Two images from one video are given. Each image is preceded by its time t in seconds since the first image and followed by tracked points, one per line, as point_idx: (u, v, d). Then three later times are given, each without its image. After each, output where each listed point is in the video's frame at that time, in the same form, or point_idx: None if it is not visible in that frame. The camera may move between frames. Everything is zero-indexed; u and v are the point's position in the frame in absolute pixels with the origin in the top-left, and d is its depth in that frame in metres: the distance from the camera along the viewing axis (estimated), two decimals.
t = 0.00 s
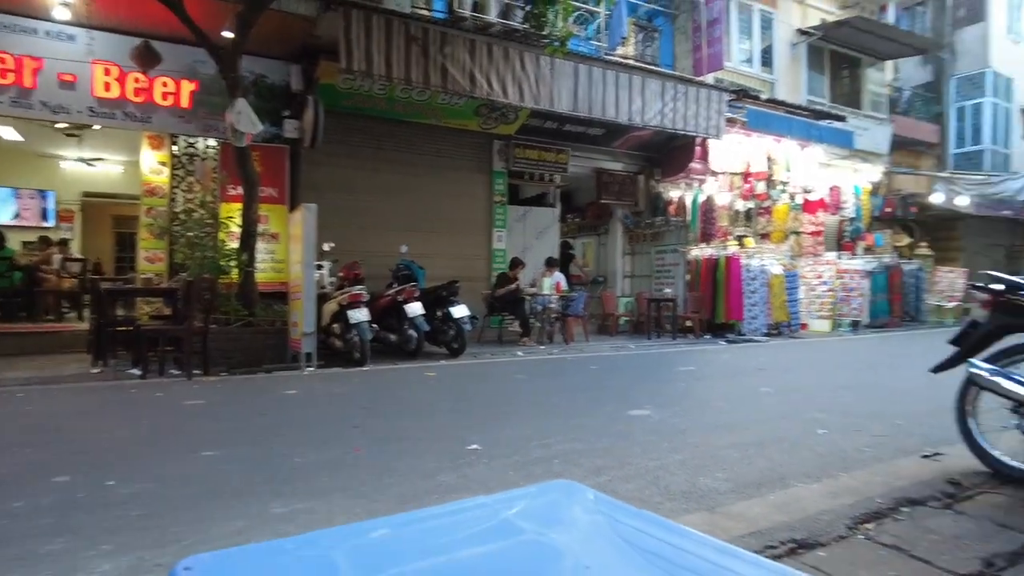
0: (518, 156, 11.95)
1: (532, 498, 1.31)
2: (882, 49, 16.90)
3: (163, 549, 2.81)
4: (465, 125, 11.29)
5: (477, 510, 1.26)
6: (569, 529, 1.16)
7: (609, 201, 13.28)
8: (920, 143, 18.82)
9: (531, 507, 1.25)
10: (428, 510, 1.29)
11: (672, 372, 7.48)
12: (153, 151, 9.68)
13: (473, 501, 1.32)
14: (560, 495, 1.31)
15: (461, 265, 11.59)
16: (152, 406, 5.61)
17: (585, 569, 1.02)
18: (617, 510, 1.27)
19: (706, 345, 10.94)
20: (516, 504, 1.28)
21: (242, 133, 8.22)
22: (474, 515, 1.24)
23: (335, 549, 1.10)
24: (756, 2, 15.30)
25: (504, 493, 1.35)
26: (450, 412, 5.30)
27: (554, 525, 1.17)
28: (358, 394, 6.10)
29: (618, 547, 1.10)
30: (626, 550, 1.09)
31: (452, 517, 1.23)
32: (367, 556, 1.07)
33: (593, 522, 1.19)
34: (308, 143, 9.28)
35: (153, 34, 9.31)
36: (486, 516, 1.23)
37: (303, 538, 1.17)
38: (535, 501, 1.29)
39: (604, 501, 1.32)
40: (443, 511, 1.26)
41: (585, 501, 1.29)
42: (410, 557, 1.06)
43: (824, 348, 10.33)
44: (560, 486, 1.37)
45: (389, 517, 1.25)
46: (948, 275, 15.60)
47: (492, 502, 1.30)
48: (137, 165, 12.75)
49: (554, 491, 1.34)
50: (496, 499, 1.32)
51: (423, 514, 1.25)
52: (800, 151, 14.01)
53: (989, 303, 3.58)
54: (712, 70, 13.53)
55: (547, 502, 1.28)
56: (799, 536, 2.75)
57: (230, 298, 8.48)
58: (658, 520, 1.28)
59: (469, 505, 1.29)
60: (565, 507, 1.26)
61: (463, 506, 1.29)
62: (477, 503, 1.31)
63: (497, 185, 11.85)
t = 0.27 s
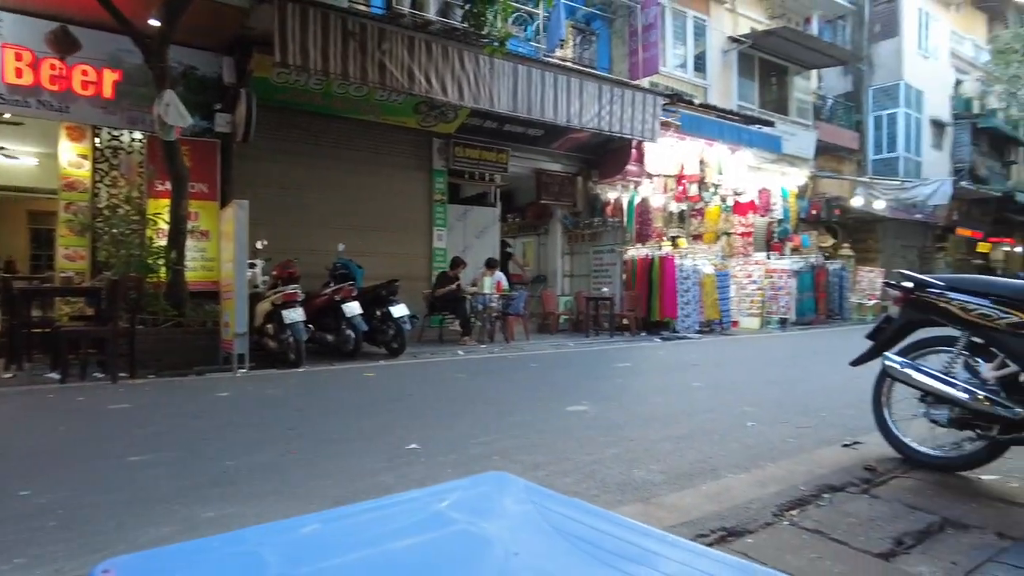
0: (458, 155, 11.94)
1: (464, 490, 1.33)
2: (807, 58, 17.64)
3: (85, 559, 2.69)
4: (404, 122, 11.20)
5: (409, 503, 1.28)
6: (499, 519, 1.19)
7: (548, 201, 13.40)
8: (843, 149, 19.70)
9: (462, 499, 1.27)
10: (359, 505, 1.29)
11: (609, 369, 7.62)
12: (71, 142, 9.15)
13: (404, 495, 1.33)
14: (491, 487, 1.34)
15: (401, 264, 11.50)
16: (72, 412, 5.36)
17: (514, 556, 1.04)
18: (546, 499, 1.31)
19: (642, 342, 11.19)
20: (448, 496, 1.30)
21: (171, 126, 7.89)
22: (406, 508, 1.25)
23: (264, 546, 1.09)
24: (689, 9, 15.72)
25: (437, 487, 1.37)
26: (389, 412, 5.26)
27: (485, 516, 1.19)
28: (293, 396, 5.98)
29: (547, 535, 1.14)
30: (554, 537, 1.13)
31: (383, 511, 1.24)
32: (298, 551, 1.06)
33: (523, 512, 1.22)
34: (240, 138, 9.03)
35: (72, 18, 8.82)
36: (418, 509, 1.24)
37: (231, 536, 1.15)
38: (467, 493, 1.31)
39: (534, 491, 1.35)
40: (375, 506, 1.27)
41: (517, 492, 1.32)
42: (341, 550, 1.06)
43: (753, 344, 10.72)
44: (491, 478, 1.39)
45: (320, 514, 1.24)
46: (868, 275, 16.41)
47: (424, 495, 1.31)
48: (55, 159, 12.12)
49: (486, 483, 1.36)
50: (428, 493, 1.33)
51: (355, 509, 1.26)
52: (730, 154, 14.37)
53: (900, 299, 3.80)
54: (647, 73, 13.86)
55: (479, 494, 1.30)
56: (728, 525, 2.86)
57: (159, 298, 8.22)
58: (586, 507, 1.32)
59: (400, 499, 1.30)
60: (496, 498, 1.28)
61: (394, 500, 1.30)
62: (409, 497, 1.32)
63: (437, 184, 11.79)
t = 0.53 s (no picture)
0: (418, 152, 11.87)
1: (420, 485, 1.33)
2: (760, 63, 18.07)
3: (28, 566, 2.60)
4: (363, 119, 11.08)
5: (364, 499, 1.27)
6: (454, 514, 1.19)
7: (508, 200, 13.38)
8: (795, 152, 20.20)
9: (418, 494, 1.28)
10: (313, 502, 1.28)
11: (568, 367, 7.69)
12: (8, 134, 8.68)
13: (359, 492, 1.32)
14: (447, 482, 1.34)
15: (359, 263, 11.38)
16: (14, 415, 5.16)
17: (468, 549, 1.06)
18: (502, 492, 1.32)
19: (601, 340, 11.29)
20: (404, 492, 1.30)
21: (118, 119, 7.64)
22: (361, 505, 1.24)
23: (215, 545, 1.07)
24: (647, 12, 15.93)
25: (393, 483, 1.37)
26: (347, 412, 5.22)
27: (440, 511, 1.20)
28: (249, 397, 5.88)
29: (501, 528, 1.15)
30: (509, 530, 1.14)
31: (338, 507, 1.24)
32: (249, 549, 1.05)
33: (478, 506, 1.23)
34: (192, 132, 8.81)
35: (11, 4, 8.46)
36: (374, 504, 1.24)
37: (182, 536, 1.14)
38: (423, 488, 1.31)
39: (489, 485, 1.36)
40: (329, 503, 1.26)
41: (472, 486, 1.33)
42: (293, 548, 1.06)
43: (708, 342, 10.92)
44: (446, 473, 1.40)
45: (272, 511, 1.23)
46: (819, 274, 16.88)
47: (379, 491, 1.31)
48: None
49: (441, 478, 1.37)
50: (384, 489, 1.33)
51: (309, 506, 1.25)
52: (686, 155, 14.59)
53: (848, 296, 3.92)
54: (606, 75, 14.06)
55: (435, 490, 1.31)
56: (683, 518, 2.92)
57: (107, 297, 7.92)
58: (539, 500, 1.34)
59: (355, 495, 1.30)
60: (452, 492, 1.29)
61: (348, 496, 1.29)
62: (364, 493, 1.31)
63: (396, 181, 11.71)
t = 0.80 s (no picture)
0: (386, 151, 11.79)
1: (384, 481, 1.33)
2: (726, 66, 18.35)
3: None
4: (331, 117, 10.97)
5: (328, 496, 1.27)
6: (418, 509, 1.19)
7: (478, 199, 13.36)
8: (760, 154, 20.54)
9: (382, 490, 1.27)
10: (276, 500, 1.27)
11: (536, 366, 7.71)
12: None
13: (323, 489, 1.32)
14: (411, 478, 1.34)
15: (327, 262, 11.27)
16: None
17: (431, 543, 1.06)
18: (466, 488, 1.32)
19: (569, 339, 11.35)
20: (368, 488, 1.30)
21: (75, 114, 7.42)
22: (325, 502, 1.24)
23: (173, 544, 1.06)
24: (615, 13, 16.05)
25: (356, 480, 1.36)
26: (314, 412, 5.16)
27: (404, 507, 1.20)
28: (213, 398, 5.78)
29: (466, 522, 1.16)
30: (473, 524, 1.15)
31: (301, 504, 1.23)
32: (209, 548, 1.04)
33: (442, 501, 1.24)
34: (154, 128, 8.63)
35: None
36: (337, 501, 1.24)
37: (138, 536, 1.12)
38: (387, 485, 1.31)
39: (453, 480, 1.37)
40: (292, 500, 1.25)
41: (436, 482, 1.33)
42: (253, 545, 1.05)
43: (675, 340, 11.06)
44: (411, 470, 1.40)
45: (233, 510, 1.22)
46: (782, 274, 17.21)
47: (342, 489, 1.30)
48: None
49: (406, 475, 1.37)
50: (348, 486, 1.32)
51: (272, 504, 1.24)
52: (653, 157, 14.78)
53: (810, 295, 4.01)
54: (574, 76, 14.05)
55: (398, 486, 1.31)
56: (649, 513, 2.95)
57: (64, 296, 7.72)
58: (503, 494, 1.34)
59: (318, 492, 1.29)
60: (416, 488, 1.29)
61: (312, 493, 1.29)
62: (327, 490, 1.31)
63: (364, 179, 11.63)
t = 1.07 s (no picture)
0: (363, 150, 11.73)
1: (356, 484, 1.33)
2: (702, 69, 18.54)
3: None
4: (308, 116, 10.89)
5: (299, 498, 1.27)
6: (389, 511, 1.20)
7: (456, 200, 13.38)
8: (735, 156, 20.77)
9: (353, 493, 1.28)
10: (247, 503, 1.27)
11: (514, 366, 7.73)
12: None
13: (294, 491, 1.32)
14: (384, 480, 1.35)
15: (303, 262, 11.19)
16: None
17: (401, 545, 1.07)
18: (438, 489, 1.33)
19: (547, 340, 11.38)
20: (340, 491, 1.30)
21: (44, 111, 7.27)
22: (295, 505, 1.24)
23: (140, 549, 1.05)
24: (593, 15, 16.12)
25: (328, 482, 1.36)
26: (290, 414, 5.13)
27: (375, 509, 1.20)
28: (186, 400, 5.72)
29: (436, 524, 1.16)
30: (443, 525, 1.15)
31: (271, 506, 1.23)
32: (176, 552, 1.04)
33: (413, 502, 1.24)
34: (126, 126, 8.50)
35: None
36: (308, 503, 1.24)
37: (104, 541, 1.11)
38: (359, 487, 1.31)
39: (425, 482, 1.37)
40: (263, 503, 1.25)
41: (408, 483, 1.34)
42: (220, 548, 1.05)
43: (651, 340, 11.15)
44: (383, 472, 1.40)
45: (202, 513, 1.21)
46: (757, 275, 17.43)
47: (314, 491, 1.31)
48: None
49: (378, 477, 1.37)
50: (319, 489, 1.32)
51: (243, 507, 1.24)
52: (630, 159, 14.94)
53: (782, 296, 4.07)
54: (552, 77, 14.14)
55: (370, 488, 1.31)
56: (624, 512, 2.98)
57: (32, 297, 7.54)
58: (474, 495, 1.35)
59: (290, 495, 1.29)
60: (388, 491, 1.29)
61: (283, 496, 1.29)
62: (299, 493, 1.31)
63: (341, 179, 11.57)
